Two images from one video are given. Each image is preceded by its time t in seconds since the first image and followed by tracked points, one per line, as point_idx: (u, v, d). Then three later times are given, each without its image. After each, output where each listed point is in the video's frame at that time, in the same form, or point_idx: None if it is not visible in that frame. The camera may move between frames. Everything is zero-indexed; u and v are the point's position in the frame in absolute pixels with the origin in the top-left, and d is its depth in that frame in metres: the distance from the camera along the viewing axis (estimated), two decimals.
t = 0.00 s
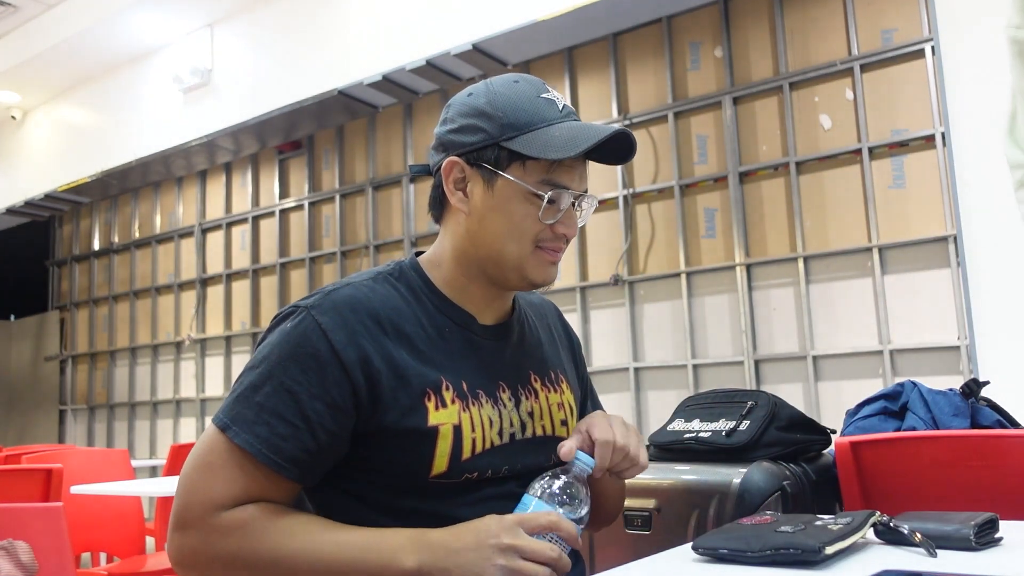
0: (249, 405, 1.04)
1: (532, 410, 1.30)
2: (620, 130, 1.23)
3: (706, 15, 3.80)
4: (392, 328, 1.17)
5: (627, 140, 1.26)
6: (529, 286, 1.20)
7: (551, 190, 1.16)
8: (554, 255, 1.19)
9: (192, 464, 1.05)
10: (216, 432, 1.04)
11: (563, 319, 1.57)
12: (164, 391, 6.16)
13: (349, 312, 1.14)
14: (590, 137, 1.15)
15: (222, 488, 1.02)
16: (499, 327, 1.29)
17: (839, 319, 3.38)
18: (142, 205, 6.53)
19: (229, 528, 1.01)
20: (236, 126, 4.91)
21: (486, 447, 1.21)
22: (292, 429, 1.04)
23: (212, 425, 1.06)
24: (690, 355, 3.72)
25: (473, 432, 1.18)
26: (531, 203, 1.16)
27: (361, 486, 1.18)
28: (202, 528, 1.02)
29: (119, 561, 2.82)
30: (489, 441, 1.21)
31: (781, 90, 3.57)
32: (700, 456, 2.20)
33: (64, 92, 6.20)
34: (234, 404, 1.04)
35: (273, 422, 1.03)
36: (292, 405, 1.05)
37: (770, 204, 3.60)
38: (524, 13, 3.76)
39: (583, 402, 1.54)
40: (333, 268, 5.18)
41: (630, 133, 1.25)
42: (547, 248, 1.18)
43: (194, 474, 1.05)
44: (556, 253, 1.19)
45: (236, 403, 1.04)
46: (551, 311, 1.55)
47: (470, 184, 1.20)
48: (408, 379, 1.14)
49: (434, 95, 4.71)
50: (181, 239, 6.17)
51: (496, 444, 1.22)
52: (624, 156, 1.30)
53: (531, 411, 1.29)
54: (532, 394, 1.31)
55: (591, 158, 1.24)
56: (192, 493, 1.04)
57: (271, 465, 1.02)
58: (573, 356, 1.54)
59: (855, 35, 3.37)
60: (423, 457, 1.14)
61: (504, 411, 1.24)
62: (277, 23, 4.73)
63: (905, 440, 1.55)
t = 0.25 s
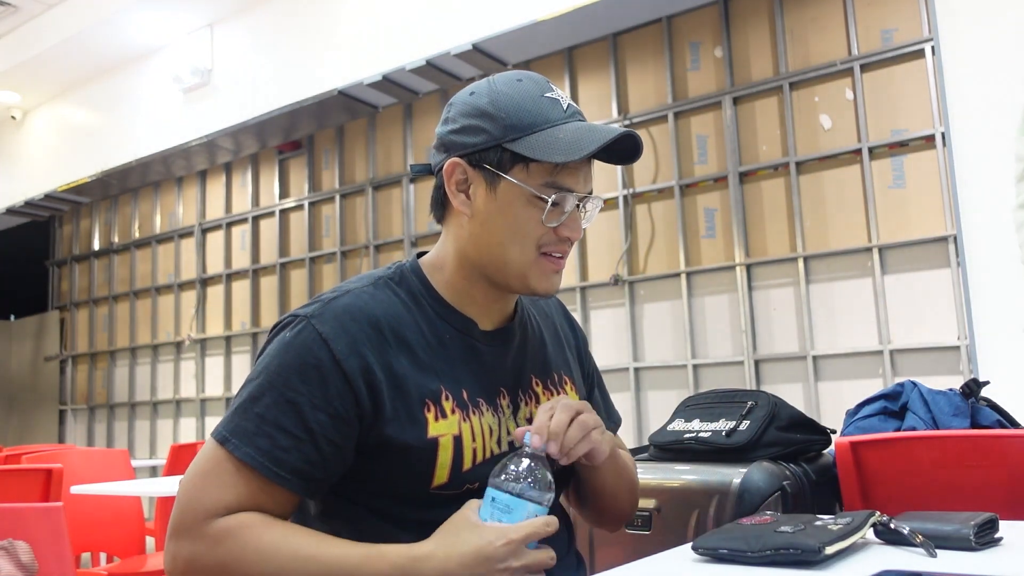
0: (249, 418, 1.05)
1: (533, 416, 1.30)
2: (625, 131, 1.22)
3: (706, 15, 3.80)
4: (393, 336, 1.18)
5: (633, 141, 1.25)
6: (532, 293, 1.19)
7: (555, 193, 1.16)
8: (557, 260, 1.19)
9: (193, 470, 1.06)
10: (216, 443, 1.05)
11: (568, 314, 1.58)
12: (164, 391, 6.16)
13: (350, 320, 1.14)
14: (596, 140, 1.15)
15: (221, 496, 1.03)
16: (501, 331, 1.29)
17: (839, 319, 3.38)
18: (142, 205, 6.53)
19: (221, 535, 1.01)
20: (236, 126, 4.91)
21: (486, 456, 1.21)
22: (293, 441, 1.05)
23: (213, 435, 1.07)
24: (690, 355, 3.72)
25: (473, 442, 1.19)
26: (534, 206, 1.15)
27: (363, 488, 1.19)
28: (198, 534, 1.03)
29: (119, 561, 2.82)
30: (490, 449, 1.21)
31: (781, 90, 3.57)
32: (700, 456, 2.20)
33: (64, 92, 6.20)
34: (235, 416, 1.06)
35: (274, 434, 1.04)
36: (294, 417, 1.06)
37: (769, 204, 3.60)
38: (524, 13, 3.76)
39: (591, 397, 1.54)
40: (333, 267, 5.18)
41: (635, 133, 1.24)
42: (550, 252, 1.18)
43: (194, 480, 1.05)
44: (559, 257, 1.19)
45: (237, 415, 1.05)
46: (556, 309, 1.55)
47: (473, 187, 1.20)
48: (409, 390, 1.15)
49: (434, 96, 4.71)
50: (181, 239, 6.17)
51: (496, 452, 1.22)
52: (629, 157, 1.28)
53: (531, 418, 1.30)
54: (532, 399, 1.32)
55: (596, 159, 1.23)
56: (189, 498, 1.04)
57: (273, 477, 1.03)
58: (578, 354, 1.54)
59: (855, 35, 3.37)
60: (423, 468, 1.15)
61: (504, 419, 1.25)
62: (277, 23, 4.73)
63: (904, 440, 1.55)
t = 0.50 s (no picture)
0: (263, 431, 1.04)
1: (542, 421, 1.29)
2: (640, 131, 1.19)
3: (706, 15, 3.80)
4: (403, 345, 1.17)
5: (646, 141, 1.22)
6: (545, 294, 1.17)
7: (566, 195, 1.14)
8: (568, 262, 1.16)
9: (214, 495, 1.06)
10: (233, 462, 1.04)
11: (580, 309, 1.57)
12: (164, 391, 6.16)
13: (360, 330, 1.14)
14: (610, 140, 1.12)
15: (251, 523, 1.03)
16: (509, 335, 1.28)
17: (839, 319, 3.39)
18: (142, 205, 6.53)
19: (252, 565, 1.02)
20: (236, 126, 4.92)
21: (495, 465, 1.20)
22: (310, 453, 1.04)
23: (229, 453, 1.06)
24: (690, 355, 3.72)
25: (483, 452, 1.18)
26: (545, 208, 1.13)
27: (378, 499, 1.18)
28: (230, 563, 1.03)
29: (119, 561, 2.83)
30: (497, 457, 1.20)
31: (781, 90, 3.57)
32: (700, 456, 2.20)
33: (63, 92, 6.20)
34: (249, 430, 1.05)
35: (289, 446, 1.04)
36: (309, 428, 1.05)
37: (769, 204, 3.60)
38: (524, 13, 3.76)
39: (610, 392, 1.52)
40: (333, 267, 5.18)
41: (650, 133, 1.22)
42: (562, 254, 1.15)
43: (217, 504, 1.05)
44: (571, 259, 1.16)
45: (252, 429, 1.04)
46: (568, 306, 1.54)
47: (482, 187, 1.17)
48: (416, 403, 1.15)
49: (434, 95, 4.71)
50: (181, 239, 6.17)
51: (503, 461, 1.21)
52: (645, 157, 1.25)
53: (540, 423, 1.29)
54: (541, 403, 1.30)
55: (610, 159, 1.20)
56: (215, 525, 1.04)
57: (290, 490, 1.03)
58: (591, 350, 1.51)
59: (855, 35, 3.37)
60: (432, 480, 1.15)
61: (513, 426, 1.24)
62: (278, 23, 4.73)
63: (904, 440, 1.55)
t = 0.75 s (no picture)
0: (286, 438, 0.99)
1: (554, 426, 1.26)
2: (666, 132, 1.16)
3: (705, 15, 3.80)
4: (418, 346, 1.13)
5: (674, 140, 1.20)
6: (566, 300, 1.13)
7: (591, 198, 1.10)
8: (591, 269, 1.12)
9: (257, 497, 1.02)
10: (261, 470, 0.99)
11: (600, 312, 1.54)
12: (164, 391, 6.16)
13: (374, 330, 1.09)
14: (638, 144, 1.08)
15: (286, 519, 0.98)
16: (528, 340, 1.25)
17: (839, 319, 3.39)
18: (142, 205, 6.53)
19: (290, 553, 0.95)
20: (236, 126, 4.91)
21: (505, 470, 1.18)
22: (333, 456, 1.00)
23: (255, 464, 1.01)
24: (690, 355, 3.73)
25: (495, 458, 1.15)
26: (568, 211, 1.09)
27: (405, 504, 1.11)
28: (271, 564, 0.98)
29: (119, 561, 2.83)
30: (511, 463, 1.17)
31: (781, 90, 3.57)
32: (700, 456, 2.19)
33: (63, 92, 6.20)
34: (271, 440, 0.99)
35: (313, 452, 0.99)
36: (328, 431, 1.00)
37: (770, 203, 3.59)
38: (524, 13, 3.76)
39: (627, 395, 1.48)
40: (333, 267, 5.18)
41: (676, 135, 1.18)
42: (586, 259, 1.11)
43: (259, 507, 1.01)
44: (594, 263, 1.12)
45: (273, 439, 0.99)
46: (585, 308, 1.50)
47: (505, 189, 1.13)
48: (429, 405, 1.11)
49: (434, 95, 4.71)
50: (181, 239, 6.17)
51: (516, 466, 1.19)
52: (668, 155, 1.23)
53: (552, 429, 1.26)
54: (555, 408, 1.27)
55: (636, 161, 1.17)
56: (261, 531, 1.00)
57: (320, 493, 0.98)
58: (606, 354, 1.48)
59: (855, 35, 3.37)
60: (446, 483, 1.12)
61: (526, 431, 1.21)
62: (278, 23, 4.73)
63: (903, 440, 1.55)
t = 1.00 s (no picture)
0: (344, 408, 0.84)
1: (571, 429, 1.13)
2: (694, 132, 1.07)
3: (705, 16, 3.81)
4: (454, 330, 1.03)
5: (700, 142, 1.12)
6: (589, 297, 1.06)
7: (616, 198, 1.02)
8: (615, 267, 1.05)
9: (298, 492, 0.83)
10: (314, 450, 0.82)
11: (615, 324, 1.40)
12: (164, 390, 6.16)
13: (415, 309, 0.99)
14: (663, 143, 0.99)
15: (343, 492, 0.79)
16: (549, 339, 1.13)
17: (838, 320, 3.39)
18: (142, 205, 6.53)
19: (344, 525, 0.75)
20: (236, 126, 4.91)
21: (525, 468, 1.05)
22: (400, 422, 0.87)
23: (301, 452, 0.84)
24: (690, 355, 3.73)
25: (518, 452, 1.03)
26: (595, 210, 1.02)
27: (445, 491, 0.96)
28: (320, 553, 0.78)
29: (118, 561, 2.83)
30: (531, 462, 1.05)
31: (781, 90, 3.57)
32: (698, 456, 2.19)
33: (64, 92, 6.21)
34: (323, 415, 0.84)
35: (380, 416, 0.85)
36: (393, 396, 0.88)
37: (770, 203, 3.60)
38: (525, 13, 3.76)
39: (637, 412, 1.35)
40: (333, 268, 5.18)
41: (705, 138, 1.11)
42: (609, 259, 1.04)
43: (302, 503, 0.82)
44: (618, 264, 1.05)
45: (328, 412, 0.84)
46: (602, 317, 1.38)
47: (531, 187, 1.06)
48: (464, 393, 1.00)
49: (434, 96, 4.71)
50: (181, 239, 6.17)
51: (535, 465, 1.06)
52: (694, 159, 1.16)
53: (569, 430, 1.12)
54: (573, 411, 1.14)
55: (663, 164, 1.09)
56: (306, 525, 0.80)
57: (394, 459, 0.83)
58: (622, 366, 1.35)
59: (855, 35, 3.37)
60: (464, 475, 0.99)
61: (544, 430, 1.09)
62: (278, 23, 4.73)
63: (904, 440, 1.55)
